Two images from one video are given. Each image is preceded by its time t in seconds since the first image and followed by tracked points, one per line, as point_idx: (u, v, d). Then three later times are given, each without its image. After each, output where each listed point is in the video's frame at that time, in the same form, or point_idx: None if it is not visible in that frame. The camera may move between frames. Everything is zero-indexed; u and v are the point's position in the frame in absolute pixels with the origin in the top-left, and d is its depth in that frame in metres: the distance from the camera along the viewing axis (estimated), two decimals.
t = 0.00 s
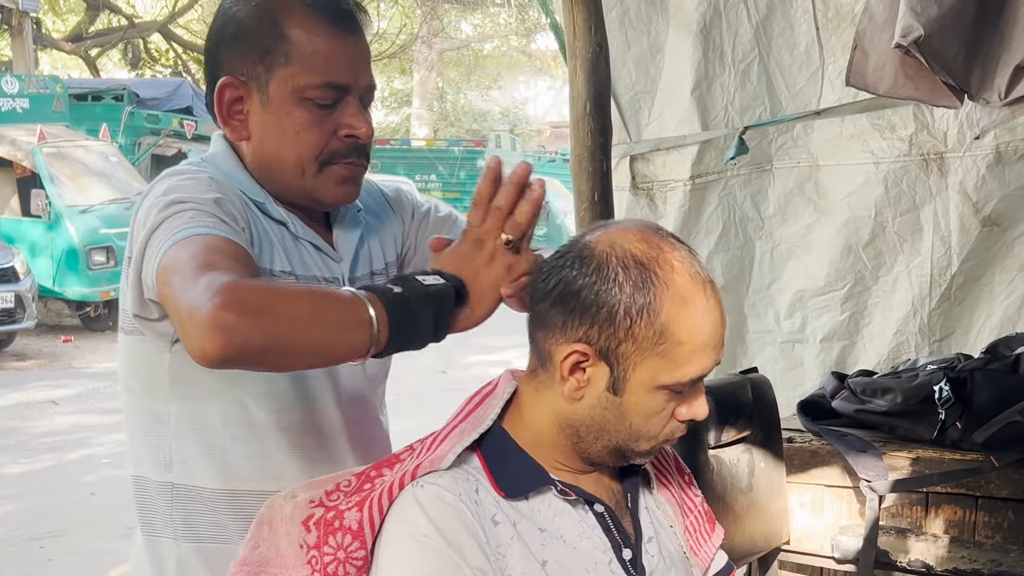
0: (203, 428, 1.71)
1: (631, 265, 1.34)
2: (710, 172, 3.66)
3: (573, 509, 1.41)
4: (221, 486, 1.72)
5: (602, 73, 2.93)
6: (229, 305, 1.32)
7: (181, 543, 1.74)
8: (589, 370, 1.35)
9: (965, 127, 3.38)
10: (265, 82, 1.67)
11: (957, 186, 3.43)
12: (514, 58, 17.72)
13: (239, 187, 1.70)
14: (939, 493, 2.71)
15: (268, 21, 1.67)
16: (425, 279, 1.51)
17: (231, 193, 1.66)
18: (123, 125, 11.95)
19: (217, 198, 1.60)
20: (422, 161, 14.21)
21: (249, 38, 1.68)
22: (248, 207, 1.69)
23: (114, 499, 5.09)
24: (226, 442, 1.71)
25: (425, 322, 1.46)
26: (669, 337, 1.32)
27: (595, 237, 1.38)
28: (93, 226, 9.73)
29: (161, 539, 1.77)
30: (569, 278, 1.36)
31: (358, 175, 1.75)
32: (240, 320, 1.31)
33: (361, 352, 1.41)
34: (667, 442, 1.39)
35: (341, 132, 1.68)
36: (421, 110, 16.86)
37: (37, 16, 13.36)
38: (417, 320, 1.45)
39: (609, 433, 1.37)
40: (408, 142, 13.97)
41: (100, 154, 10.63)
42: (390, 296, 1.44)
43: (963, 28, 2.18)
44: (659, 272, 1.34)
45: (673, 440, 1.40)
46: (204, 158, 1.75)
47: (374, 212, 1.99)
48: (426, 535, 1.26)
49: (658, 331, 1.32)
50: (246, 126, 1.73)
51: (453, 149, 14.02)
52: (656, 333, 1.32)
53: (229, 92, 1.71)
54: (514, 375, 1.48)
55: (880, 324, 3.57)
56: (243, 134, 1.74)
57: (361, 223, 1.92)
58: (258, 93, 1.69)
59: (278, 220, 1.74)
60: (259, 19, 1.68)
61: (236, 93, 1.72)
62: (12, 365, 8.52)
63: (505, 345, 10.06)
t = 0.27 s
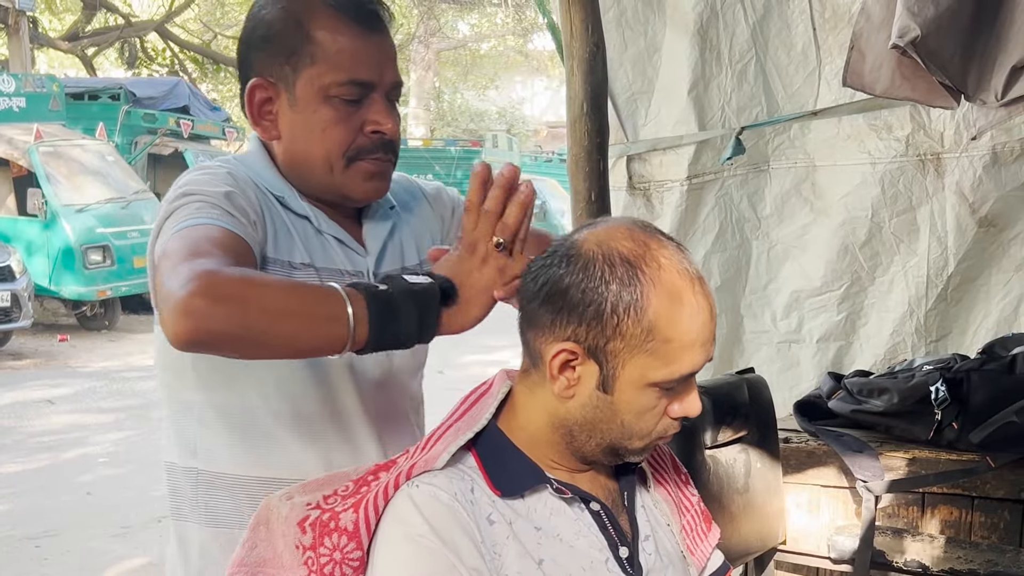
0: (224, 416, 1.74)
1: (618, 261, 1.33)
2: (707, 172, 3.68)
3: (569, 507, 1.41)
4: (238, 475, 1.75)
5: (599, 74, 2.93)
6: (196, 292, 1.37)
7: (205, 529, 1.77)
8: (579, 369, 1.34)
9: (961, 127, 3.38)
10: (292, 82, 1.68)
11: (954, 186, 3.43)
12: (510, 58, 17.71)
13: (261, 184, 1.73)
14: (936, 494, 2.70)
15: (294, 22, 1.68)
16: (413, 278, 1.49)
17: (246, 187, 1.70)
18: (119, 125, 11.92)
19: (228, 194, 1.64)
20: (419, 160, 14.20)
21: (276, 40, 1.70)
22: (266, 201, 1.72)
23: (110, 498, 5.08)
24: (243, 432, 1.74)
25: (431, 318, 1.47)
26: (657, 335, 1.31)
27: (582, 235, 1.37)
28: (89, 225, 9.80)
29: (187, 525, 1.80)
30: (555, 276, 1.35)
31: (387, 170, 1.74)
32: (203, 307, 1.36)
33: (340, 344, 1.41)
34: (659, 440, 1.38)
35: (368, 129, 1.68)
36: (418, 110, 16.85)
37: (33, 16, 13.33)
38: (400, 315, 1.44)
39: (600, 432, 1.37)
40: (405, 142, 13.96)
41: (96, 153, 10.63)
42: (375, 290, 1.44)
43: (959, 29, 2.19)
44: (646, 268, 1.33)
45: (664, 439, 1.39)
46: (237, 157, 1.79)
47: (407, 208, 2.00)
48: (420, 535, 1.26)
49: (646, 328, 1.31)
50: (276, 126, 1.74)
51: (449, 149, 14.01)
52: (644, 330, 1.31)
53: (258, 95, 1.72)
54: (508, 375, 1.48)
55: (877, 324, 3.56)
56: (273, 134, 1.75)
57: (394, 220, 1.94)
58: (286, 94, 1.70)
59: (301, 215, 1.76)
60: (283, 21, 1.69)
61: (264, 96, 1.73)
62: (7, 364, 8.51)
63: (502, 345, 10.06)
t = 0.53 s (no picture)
0: (279, 405, 1.83)
1: (605, 255, 1.33)
2: (705, 171, 3.68)
3: (565, 503, 1.40)
4: (293, 464, 1.84)
5: (597, 72, 2.93)
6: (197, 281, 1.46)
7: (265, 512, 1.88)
8: (569, 363, 1.34)
9: (960, 126, 3.39)
10: (348, 94, 1.76)
11: (952, 185, 3.43)
12: (509, 57, 17.69)
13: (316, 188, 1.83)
14: (933, 493, 2.70)
15: (350, 37, 1.76)
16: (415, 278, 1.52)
17: (296, 190, 1.80)
18: (116, 123, 11.80)
19: (273, 196, 1.73)
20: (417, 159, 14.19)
21: (335, 53, 1.78)
22: (315, 205, 1.81)
23: (106, 496, 5.07)
24: (298, 421, 1.82)
25: (427, 314, 1.48)
26: (646, 328, 1.30)
27: (571, 229, 1.37)
28: (87, 223, 9.83)
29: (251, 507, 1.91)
30: (542, 271, 1.35)
31: (438, 176, 1.79)
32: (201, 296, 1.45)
33: (330, 335, 1.47)
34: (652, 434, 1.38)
35: (417, 136, 1.74)
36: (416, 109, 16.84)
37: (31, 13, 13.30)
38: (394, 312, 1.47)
39: (593, 427, 1.36)
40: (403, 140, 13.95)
41: (94, 151, 10.62)
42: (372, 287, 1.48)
43: (958, 28, 2.19)
44: (634, 262, 1.32)
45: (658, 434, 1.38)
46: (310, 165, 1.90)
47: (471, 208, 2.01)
48: (417, 532, 1.26)
49: (635, 321, 1.30)
50: (336, 136, 1.83)
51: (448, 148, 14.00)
52: (633, 324, 1.30)
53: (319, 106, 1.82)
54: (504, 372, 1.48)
55: (875, 323, 3.56)
56: (334, 144, 1.84)
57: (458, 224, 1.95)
58: (344, 105, 1.78)
59: (354, 221, 1.83)
60: (341, 37, 1.77)
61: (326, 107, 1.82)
62: (4, 362, 8.49)
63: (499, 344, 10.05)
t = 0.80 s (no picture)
0: (312, 390, 1.86)
1: (595, 244, 1.33)
2: (705, 167, 3.69)
3: (564, 500, 1.40)
4: (324, 447, 1.87)
5: (597, 68, 2.92)
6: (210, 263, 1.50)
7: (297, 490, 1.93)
8: (558, 352, 1.34)
9: (960, 123, 3.37)
10: (379, 83, 1.77)
11: (952, 182, 3.41)
12: (509, 54, 17.67)
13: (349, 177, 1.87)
14: (934, 490, 2.70)
15: (382, 27, 1.76)
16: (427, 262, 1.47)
17: (326, 177, 1.83)
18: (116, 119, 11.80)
19: (301, 183, 1.77)
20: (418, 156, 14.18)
21: (368, 43, 1.79)
22: (346, 194, 1.85)
23: (105, 493, 5.07)
24: (330, 406, 1.85)
25: (437, 304, 1.46)
26: (635, 316, 1.30)
27: (562, 220, 1.37)
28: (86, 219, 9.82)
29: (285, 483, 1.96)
30: (532, 260, 1.35)
31: (465, 165, 1.79)
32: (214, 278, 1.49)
33: (340, 318, 1.49)
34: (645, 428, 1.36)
35: (444, 126, 1.74)
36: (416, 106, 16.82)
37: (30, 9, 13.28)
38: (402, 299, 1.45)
39: (584, 419, 1.35)
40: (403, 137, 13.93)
41: (93, 147, 10.62)
42: (383, 272, 1.46)
43: (959, 25, 2.18)
44: (624, 251, 1.32)
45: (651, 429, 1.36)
46: (349, 154, 1.94)
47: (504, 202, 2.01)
48: (415, 529, 1.25)
49: (624, 310, 1.30)
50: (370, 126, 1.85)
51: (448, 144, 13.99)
52: (622, 311, 1.30)
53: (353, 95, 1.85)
54: (502, 369, 1.48)
55: (875, 320, 3.56)
56: (368, 133, 1.87)
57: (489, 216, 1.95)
58: (375, 95, 1.80)
59: (384, 210, 1.86)
60: (372, 27, 1.78)
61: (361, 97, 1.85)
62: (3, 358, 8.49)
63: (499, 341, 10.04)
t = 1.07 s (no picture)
0: (340, 377, 1.87)
1: (590, 239, 1.33)
2: (706, 163, 3.69)
3: (564, 496, 1.40)
4: (349, 437, 1.86)
5: (598, 63, 2.92)
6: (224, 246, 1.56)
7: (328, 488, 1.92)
8: (555, 347, 1.33)
9: (962, 119, 3.37)
10: (408, 80, 1.78)
11: (954, 178, 3.41)
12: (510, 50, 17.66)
13: (382, 170, 1.89)
14: (934, 486, 2.71)
15: (409, 24, 1.77)
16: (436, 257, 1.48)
17: (358, 169, 1.86)
18: (116, 115, 11.79)
19: (331, 174, 1.80)
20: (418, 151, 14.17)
21: (397, 40, 1.80)
22: (377, 186, 1.87)
23: (105, 488, 5.07)
24: (355, 393, 1.86)
25: (442, 300, 1.48)
26: (631, 311, 1.30)
27: (558, 214, 1.37)
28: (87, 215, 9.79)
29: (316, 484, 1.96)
30: (528, 255, 1.35)
31: (492, 160, 1.78)
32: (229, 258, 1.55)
33: (348, 303, 1.52)
34: (644, 423, 1.36)
35: (468, 121, 1.74)
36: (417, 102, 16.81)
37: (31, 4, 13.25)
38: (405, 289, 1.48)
39: (582, 414, 1.35)
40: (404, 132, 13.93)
41: (93, 142, 10.63)
42: (393, 260, 1.49)
43: (961, 21, 2.17)
44: (619, 246, 1.33)
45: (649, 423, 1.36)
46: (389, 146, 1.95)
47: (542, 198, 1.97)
48: (415, 524, 1.25)
49: (619, 304, 1.30)
50: (399, 122, 1.86)
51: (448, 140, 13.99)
52: (618, 306, 1.30)
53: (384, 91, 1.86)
54: (502, 364, 1.47)
55: (876, 316, 3.56)
56: (399, 129, 1.86)
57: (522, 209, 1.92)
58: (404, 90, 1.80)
59: (413, 202, 1.86)
60: (400, 23, 1.79)
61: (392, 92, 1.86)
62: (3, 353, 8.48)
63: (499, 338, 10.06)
